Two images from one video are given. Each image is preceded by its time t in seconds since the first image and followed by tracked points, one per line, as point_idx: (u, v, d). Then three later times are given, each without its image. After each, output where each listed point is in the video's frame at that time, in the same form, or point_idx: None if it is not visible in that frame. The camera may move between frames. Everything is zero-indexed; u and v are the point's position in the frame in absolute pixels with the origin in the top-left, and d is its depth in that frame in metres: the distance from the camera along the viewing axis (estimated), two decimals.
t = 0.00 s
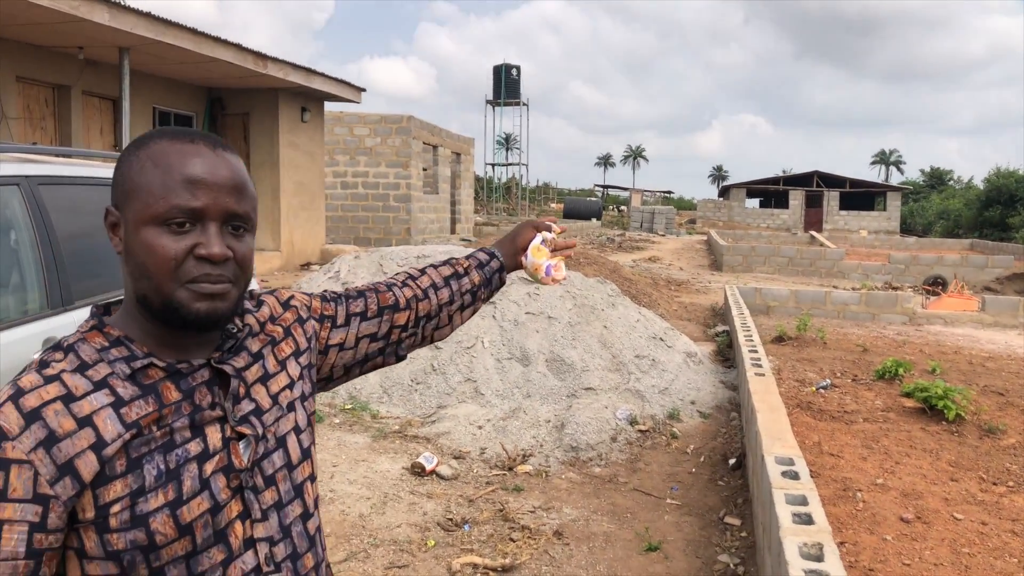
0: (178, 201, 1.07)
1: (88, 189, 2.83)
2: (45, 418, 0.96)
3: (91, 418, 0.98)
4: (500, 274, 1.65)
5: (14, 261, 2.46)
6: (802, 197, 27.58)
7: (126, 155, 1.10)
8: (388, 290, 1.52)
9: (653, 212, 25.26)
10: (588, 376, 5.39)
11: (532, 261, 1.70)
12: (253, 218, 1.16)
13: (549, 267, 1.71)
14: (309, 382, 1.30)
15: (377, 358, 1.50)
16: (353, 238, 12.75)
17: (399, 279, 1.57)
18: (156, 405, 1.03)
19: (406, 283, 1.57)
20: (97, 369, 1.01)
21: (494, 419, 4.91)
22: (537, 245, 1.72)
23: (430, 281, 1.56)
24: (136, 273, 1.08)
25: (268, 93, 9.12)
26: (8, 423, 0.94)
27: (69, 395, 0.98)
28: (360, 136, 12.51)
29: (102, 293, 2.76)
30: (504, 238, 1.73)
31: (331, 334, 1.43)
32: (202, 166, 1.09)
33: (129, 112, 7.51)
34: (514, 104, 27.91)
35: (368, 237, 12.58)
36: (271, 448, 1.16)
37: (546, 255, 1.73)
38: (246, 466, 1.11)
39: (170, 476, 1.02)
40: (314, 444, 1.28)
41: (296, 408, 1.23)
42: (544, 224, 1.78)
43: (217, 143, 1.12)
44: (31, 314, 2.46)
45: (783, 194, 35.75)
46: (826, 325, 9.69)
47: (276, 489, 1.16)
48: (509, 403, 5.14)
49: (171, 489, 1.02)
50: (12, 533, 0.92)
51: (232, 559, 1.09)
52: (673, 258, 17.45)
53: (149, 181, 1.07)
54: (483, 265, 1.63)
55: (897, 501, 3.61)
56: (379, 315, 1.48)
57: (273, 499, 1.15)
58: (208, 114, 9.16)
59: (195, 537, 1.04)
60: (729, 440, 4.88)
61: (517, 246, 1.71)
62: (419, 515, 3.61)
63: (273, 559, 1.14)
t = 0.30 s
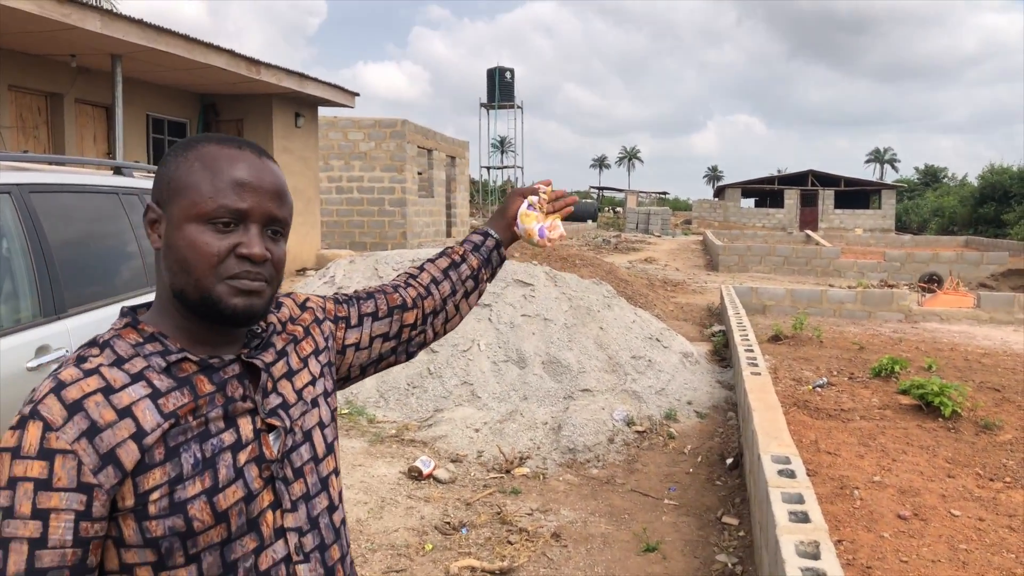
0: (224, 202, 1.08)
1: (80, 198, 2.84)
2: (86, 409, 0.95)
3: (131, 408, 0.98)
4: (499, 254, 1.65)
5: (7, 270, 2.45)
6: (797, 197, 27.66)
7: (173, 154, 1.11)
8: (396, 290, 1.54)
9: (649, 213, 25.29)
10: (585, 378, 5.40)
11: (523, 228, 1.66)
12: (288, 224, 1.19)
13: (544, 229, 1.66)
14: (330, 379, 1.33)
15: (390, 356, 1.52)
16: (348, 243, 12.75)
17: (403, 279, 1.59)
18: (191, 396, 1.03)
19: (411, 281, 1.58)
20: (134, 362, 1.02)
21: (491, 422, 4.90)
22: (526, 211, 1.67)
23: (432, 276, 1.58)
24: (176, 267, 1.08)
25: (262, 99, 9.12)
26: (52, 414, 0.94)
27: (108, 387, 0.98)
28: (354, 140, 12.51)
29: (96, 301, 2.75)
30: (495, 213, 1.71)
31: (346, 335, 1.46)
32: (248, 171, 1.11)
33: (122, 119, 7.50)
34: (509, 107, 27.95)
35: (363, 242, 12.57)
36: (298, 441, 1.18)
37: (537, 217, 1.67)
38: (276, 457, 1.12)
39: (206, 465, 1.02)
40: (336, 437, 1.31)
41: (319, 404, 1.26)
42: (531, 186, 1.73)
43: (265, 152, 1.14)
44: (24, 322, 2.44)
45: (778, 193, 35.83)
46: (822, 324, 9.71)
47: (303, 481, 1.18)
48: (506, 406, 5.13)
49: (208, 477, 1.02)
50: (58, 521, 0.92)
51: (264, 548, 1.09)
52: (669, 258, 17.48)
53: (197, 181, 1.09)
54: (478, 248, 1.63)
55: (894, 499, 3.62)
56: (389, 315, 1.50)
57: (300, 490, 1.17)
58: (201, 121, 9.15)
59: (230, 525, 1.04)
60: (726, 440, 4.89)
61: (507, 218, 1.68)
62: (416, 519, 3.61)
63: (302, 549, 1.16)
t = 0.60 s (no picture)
0: (264, 207, 1.11)
1: (81, 199, 2.84)
2: (135, 401, 0.99)
3: (176, 400, 1.02)
4: (480, 250, 1.69)
5: (7, 271, 2.45)
6: (798, 196, 27.62)
7: (209, 158, 1.13)
8: (393, 288, 1.56)
9: (650, 213, 25.25)
10: (587, 378, 5.39)
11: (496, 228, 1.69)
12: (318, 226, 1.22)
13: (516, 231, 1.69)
14: (344, 373, 1.36)
15: (385, 352, 1.54)
16: (349, 244, 12.75)
17: (395, 276, 1.61)
18: (231, 388, 1.07)
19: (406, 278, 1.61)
20: (173, 356, 1.05)
21: (492, 423, 4.90)
22: (501, 214, 1.69)
23: (422, 274, 1.61)
24: (216, 271, 1.11)
25: (263, 101, 9.13)
26: (101, 406, 0.97)
27: (153, 379, 1.02)
28: (355, 141, 12.51)
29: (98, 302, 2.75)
30: (473, 209, 1.72)
31: (353, 329, 1.47)
32: (285, 176, 1.15)
33: (123, 121, 7.50)
34: (509, 107, 27.94)
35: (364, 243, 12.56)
36: (326, 432, 1.23)
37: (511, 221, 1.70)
38: (310, 446, 1.17)
39: (250, 454, 1.06)
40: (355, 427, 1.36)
41: (340, 396, 1.30)
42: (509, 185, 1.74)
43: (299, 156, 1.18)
44: (25, 323, 2.44)
45: (779, 193, 35.81)
46: (824, 323, 9.69)
47: (332, 470, 1.23)
48: (507, 406, 5.13)
49: (251, 465, 1.06)
50: (111, 510, 0.95)
51: (301, 534, 1.14)
52: (670, 258, 17.46)
53: (236, 186, 1.11)
54: (463, 242, 1.67)
55: (897, 498, 3.62)
56: (388, 311, 1.52)
57: (330, 479, 1.22)
58: (202, 123, 9.16)
59: (272, 512, 1.09)
60: (728, 439, 4.88)
61: (485, 216, 1.71)
62: (419, 520, 3.61)
63: (334, 536, 1.20)
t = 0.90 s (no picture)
0: (286, 200, 1.11)
1: (91, 184, 2.85)
2: (165, 378, 0.99)
3: (205, 378, 1.02)
4: (493, 288, 1.70)
5: (16, 256, 2.45)
6: (809, 188, 27.44)
7: (230, 152, 1.12)
8: (412, 288, 1.56)
9: (659, 204, 25.14)
10: (594, 369, 5.39)
11: (516, 286, 1.79)
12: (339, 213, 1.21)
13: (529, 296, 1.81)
14: (362, 366, 1.35)
15: (398, 353, 1.52)
16: (357, 232, 12.75)
17: (416, 280, 1.60)
18: (258, 369, 1.07)
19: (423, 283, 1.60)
20: (201, 337, 1.05)
21: (499, 412, 4.90)
22: (523, 273, 1.80)
23: (442, 285, 1.60)
24: (242, 264, 1.11)
25: (272, 87, 9.12)
26: (133, 382, 0.97)
27: (182, 358, 1.02)
28: (364, 129, 12.49)
29: (107, 287, 2.76)
30: (490, 257, 1.79)
31: (372, 323, 1.45)
32: (304, 166, 1.13)
33: (132, 107, 7.51)
34: (519, 96, 27.83)
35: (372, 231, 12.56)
36: (348, 418, 1.22)
37: (529, 282, 1.81)
38: (332, 431, 1.17)
39: (275, 436, 1.06)
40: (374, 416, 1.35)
41: (360, 384, 1.29)
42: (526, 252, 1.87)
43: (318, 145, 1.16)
44: (33, 308, 2.45)
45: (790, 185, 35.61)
46: (832, 316, 9.65)
47: (353, 455, 1.22)
48: (514, 396, 5.13)
49: (277, 447, 1.06)
50: (142, 485, 0.95)
51: (321, 517, 1.14)
52: (679, 249, 17.40)
53: (258, 180, 1.11)
54: (478, 279, 1.67)
55: (904, 492, 3.60)
56: (406, 311, 1.51)
57: (351, 463, 1.21)
58: (211, 109, 9.16)
59: (295, 494, 1.09)
60: (735, 431, 4.87)
61: (504, 267, 1.78)
62: (425, 508, 3.62)
63: (353, 520, 1.20)
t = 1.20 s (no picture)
0: (320, 195, 1.10)
1: (102, 172, 2.86)
2: (190, 357, 1.00)
3: (229, 360, 1.02)
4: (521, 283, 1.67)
5: (27, 243, 2.46)
6: (823, 176, 27.19)
7: (259, 149, 1.11)
8: (438, 282, 1.55)
9: (672, 192, 24.99)
10: (605, 358, 5.39)
11: (545, 278, 1.76)
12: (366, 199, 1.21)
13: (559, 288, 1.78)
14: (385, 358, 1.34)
15: (423, 348, 1.52)
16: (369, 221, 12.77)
17: (442, 275, 1.59)
18: (282, 354, 1.08)
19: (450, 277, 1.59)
20: (227, 321, 1.06)
21: (509, 401, 4.90)
22: (553, 266, 1.77)
23: (468, 279, 1.59)
24: (280, 262, 1.11)
25: (283, 76, 9.12)
26: (158, 359, 0.99)
27: (208, 339, 1.03)
28: (376, 117, 12.47)
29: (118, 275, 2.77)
30: (518, 251, 1.76)
31: (396, 317, 1.45)
32: (331, 159, 1.13)
33: (145, 95, 7.53)
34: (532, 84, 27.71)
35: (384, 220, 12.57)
36: (368, 408, 1.22)
37: (558, 273, 1.78)
38: (352, 420, 1.16)
39: (296, 420, 1.06)
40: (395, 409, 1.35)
41: (382, 376, 1.29)
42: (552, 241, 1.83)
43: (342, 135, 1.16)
44: (45, 295, 2.46)
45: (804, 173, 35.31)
46: (846, 305, 9.58)
47: (371, 445, 1.22)
48: (524, 384, 5.14)
49: (297, 431, 1.06)
50: (163, 461, 0.96)
51: (335, 503, 1.13)
52: (691, 238, 17.31)
53: (290, 178, 1.10)
54: (506, 272, 1.65)
55: (916, 482, 3.58)
56: (431, 305, 1.51)
57: (368, 452, 1.21)
58: (224, 97, 9.17)
59: (312, 478, 1.09)
60: (746, 421, 4.85)
61: (532, 261, 1.75)
62: (435, 496, 3.63)
63: (368, 509, 1.20)
